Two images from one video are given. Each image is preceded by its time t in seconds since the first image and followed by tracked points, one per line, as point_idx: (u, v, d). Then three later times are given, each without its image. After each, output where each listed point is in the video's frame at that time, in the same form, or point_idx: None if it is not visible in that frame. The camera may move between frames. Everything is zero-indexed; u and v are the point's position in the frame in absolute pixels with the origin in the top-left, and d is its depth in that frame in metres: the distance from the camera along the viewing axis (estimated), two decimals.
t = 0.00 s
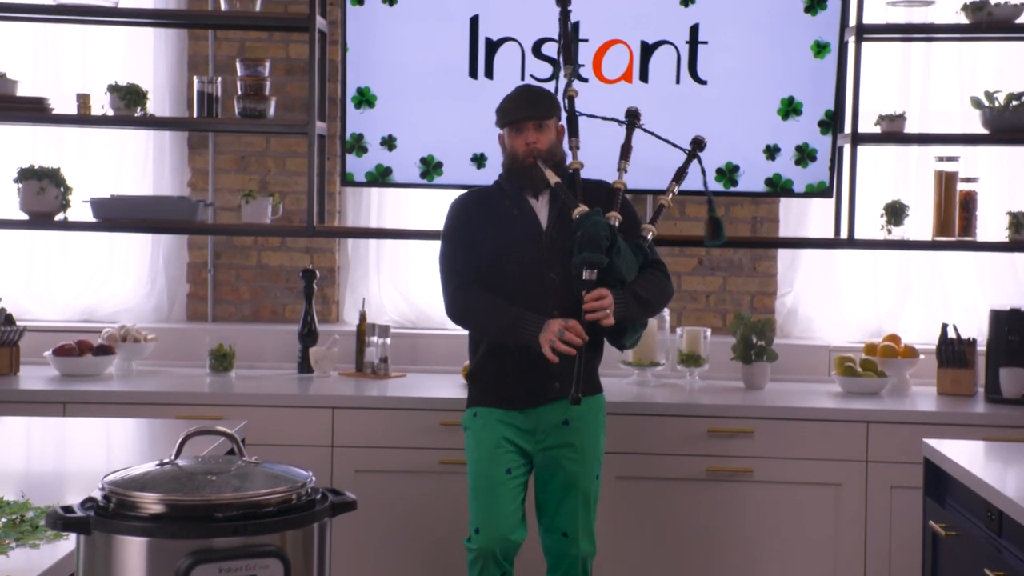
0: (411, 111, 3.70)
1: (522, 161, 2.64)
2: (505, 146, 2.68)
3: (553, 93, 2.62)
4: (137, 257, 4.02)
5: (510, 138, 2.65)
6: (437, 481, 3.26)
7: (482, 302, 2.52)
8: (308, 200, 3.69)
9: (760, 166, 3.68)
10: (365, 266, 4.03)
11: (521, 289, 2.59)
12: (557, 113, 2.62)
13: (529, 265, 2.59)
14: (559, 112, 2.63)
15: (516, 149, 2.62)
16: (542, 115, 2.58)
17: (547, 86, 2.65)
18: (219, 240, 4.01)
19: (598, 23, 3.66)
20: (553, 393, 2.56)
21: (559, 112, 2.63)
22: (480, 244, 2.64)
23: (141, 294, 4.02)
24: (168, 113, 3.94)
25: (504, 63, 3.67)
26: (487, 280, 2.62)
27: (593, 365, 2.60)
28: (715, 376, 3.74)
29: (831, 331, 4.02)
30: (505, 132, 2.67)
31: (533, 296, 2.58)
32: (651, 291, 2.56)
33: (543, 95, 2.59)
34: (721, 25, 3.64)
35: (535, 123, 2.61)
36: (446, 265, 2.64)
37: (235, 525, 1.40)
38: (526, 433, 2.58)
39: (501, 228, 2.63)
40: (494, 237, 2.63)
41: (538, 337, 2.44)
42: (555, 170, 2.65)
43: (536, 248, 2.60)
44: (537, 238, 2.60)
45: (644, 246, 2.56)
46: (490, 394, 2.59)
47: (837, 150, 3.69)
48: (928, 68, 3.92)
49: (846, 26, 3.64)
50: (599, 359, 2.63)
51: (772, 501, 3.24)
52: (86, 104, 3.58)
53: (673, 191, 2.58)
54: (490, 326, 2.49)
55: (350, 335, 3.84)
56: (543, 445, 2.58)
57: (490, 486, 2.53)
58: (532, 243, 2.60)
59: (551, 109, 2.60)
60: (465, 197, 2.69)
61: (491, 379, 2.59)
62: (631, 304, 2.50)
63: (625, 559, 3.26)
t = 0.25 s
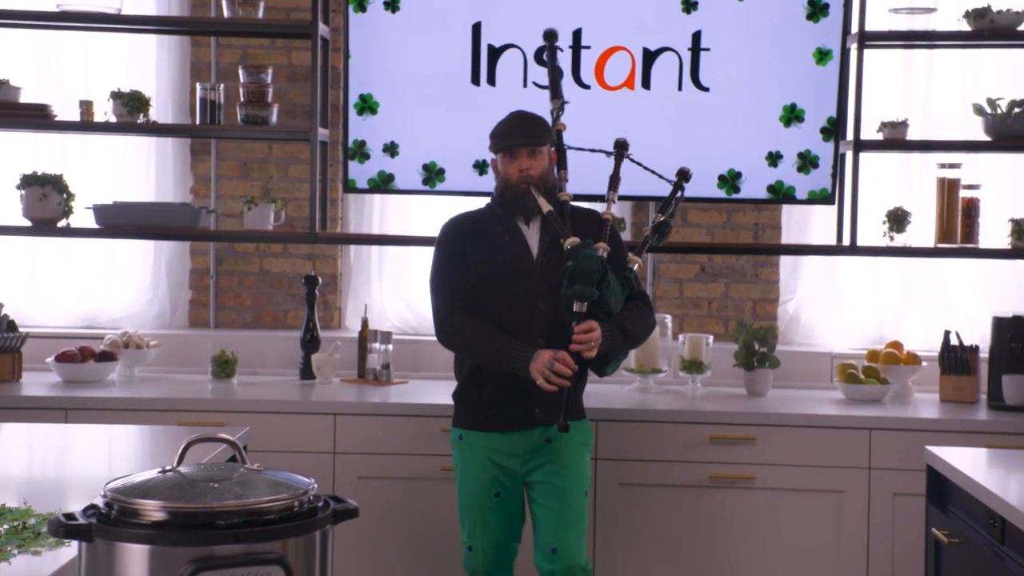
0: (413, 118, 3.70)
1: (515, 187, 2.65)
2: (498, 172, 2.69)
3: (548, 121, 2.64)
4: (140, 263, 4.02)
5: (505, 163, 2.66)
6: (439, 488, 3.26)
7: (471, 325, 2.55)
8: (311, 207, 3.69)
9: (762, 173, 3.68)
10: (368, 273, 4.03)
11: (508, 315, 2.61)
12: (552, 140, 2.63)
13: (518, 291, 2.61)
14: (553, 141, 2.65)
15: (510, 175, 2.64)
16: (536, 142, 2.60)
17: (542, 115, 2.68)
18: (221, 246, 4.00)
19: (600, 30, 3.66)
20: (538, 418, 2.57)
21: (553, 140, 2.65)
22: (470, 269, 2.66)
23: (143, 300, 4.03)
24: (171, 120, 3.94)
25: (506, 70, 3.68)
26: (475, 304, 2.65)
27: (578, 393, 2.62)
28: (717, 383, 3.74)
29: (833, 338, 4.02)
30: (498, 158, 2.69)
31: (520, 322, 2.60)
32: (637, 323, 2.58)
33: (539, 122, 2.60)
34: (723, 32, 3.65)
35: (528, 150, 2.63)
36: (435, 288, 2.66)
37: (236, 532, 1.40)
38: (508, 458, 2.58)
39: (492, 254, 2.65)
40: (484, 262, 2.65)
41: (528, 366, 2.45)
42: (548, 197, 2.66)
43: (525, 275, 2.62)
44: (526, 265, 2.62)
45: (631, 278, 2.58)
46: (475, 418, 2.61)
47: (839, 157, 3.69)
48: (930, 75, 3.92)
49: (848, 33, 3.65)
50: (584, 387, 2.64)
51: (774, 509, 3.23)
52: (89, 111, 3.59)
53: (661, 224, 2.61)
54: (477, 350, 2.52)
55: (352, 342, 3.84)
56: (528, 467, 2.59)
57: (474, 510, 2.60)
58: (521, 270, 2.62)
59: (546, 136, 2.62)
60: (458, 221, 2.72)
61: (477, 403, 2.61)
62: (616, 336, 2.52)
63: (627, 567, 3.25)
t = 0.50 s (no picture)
0: (421, 119, 3.70)
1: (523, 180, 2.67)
2: (508, 166, 2.72)
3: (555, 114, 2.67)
4: (149, 264, 4.03)
5: (513, 157, 2.69)
6: (447, 489, 3.26)
7: (478, 317, 2.56)
8: (319, 208, 3.69)
9: (771, 174, 3.67)
10: (377, 274, 4.04)
11: (517, 305, 2.61)
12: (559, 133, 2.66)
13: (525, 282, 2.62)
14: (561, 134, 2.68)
15: (518, 169, 2.66)
16: (545, 135, 2.63)
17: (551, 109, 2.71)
18: (230, 248, 4.00)
19: (608, 31, 3.66)
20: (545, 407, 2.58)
21: (560, 133, 2.68)
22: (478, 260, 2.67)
23: (152, 302, 4.03)
24: (180, 121, 3.95)
25: (514, 71, 3.68)
26: (484, 295, 2.66)
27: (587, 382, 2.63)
28: (726, 384, 3.73)
29: (843, 339, 4.00)
30: (508, 152, 2.72)
31: (527, 313, 2.60)
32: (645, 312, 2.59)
33: (545, 116, 2.64)
34: (731, 33, 3.64)
35: (537, 142, 2.66)
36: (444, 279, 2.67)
37: (245, 533, 1.40)
38: (520, 444, 2.58)
39: (500, 246, 2.66)
40: (492, 254, 2.66)
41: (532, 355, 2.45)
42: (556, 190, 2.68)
43: (532, 266, 2.62)
44: (534, 257, 2.62)
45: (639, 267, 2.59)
46: (485, 407, 2.62)
47: (848, 158, 3.68)
48: (939, 76, 3.92)
49: (857, 33, 3.64)
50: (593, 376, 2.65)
51: (782, 510, 3.23)
52: (98, 112, 3.59)
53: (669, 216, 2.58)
54: (484, 341, 2.52)
55: (361, 343, 3.84)
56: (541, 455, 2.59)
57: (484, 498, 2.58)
58: (528, 261, 2.62)
59: (553, 129, 2.64)
60: (468, 214, 2.73)
61: (487, 393, 2.62)
62: (621, 325, 2.53)
63: (635, 568, 3.25)
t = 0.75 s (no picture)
0: (425, 116, 3.70)
1: (520, 179, 2.67)
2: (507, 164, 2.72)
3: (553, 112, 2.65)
4: (153, 261, 4.03)
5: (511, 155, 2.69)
6: (451, 487, 3.26)
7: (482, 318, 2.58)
8: (322, 205, 3.69)
9: (775, 171, 3.67)
10: (380, 271, 4.04)
11: (521, 303, 2.62)
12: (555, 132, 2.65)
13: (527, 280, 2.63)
14: (559, 131, 2.67)
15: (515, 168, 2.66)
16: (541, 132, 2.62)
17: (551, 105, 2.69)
18: (234, 245, 4.02)
19: (612, 28, 3.66)
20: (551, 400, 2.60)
21: (557, 132, 2.66)
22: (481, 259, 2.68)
23: (156, 298, 4.04)
24: (183, 118, 3.95)
25: (518, 69, 3.67)
26: (488, 293, 2.67)
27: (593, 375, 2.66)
28: (729, 382, 3.73)
29: (846, 336, 4.00)
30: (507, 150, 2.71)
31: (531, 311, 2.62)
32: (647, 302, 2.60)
33: (540, 115, 2.62)
34: (735, 30, 3.64)
35: (533, 140, 2.65)
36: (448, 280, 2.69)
37: (249, 529, 1.40)
38: (527, 436, 2.62)
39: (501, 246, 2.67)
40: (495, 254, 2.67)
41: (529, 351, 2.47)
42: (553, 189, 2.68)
43: (534, 264, 2.63)
44: (535, 254, 2.64)
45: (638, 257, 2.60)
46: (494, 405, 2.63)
47: (852, 155, 3.68)
48: (943, 73, 3.91)
49: (861, 30, 3.63)
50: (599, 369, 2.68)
51: (786, 508, 3.23)
52: (102, 109, 3.59)
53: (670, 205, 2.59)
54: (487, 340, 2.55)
55: (364, 340, 3.84)
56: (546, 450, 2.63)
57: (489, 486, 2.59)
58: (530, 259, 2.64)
59: (549, 127, 2.63)
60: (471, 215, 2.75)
61: (494, 388, 2.64)
62: (619, 315, 2.54)
63: (639, 565, 3.25)
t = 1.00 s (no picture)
0: (424, 112, 3.70)
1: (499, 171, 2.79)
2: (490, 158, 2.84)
3: (531, 104, 2.77)
4: (152, 257, 4.03)
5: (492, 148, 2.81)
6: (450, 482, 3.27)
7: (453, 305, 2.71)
8: (321, 201, 3.69)
9: (774, 167, 3.67)
10: (379, 267, 4.05)
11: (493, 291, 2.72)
12: (530, 121, 2.75)
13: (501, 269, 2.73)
14: (536, 126, 2.77)
15: (493, 158, 2.78)
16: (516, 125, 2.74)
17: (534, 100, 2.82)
18: (232, 241, 4.01)
19: (611, 24, 3.66)
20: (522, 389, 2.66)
21: (534, 122, 2.77)
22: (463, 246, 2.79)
23: (155, 295, 4.04)
24: (182, 114, 3.95)
25: (517, 65, 3.67)
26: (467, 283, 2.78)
27: (569, 362, 2.70)
28: (728, 377, 3.73)
29: (844, 333, 4.01)
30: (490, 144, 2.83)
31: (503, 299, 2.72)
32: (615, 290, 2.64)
33: (515, 105, 2.75)
34: (734, 26, 3.63)
35: (510, 133, 2.76)
36: (430, 267, 2.81)
37: (247, 525, 1.40)
38: (498, 428, 2.69)
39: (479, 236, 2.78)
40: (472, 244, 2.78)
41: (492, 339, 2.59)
42: (530, 179, 2.76)
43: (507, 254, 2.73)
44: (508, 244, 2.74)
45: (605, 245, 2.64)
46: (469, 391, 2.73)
47: (851, 151, 3.68)
48: (942, 69, 3.91)
49: (860, 26, 3.63)
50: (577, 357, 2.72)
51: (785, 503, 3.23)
52: (101, 105, 3.59)
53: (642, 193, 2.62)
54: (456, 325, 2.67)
55: (364, 336, 3.84)
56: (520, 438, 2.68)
57: (464, 484, 2.72)
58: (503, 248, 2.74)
59: (523, 120, 2.74)
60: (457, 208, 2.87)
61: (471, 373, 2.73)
62: (579, 302, 2.58)
63: (638, 561, 3.26)
